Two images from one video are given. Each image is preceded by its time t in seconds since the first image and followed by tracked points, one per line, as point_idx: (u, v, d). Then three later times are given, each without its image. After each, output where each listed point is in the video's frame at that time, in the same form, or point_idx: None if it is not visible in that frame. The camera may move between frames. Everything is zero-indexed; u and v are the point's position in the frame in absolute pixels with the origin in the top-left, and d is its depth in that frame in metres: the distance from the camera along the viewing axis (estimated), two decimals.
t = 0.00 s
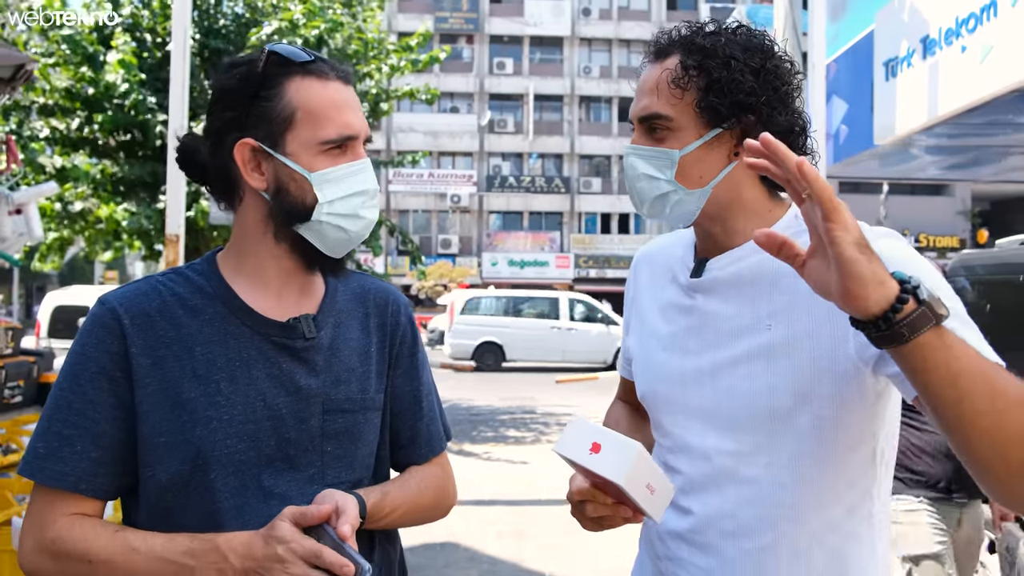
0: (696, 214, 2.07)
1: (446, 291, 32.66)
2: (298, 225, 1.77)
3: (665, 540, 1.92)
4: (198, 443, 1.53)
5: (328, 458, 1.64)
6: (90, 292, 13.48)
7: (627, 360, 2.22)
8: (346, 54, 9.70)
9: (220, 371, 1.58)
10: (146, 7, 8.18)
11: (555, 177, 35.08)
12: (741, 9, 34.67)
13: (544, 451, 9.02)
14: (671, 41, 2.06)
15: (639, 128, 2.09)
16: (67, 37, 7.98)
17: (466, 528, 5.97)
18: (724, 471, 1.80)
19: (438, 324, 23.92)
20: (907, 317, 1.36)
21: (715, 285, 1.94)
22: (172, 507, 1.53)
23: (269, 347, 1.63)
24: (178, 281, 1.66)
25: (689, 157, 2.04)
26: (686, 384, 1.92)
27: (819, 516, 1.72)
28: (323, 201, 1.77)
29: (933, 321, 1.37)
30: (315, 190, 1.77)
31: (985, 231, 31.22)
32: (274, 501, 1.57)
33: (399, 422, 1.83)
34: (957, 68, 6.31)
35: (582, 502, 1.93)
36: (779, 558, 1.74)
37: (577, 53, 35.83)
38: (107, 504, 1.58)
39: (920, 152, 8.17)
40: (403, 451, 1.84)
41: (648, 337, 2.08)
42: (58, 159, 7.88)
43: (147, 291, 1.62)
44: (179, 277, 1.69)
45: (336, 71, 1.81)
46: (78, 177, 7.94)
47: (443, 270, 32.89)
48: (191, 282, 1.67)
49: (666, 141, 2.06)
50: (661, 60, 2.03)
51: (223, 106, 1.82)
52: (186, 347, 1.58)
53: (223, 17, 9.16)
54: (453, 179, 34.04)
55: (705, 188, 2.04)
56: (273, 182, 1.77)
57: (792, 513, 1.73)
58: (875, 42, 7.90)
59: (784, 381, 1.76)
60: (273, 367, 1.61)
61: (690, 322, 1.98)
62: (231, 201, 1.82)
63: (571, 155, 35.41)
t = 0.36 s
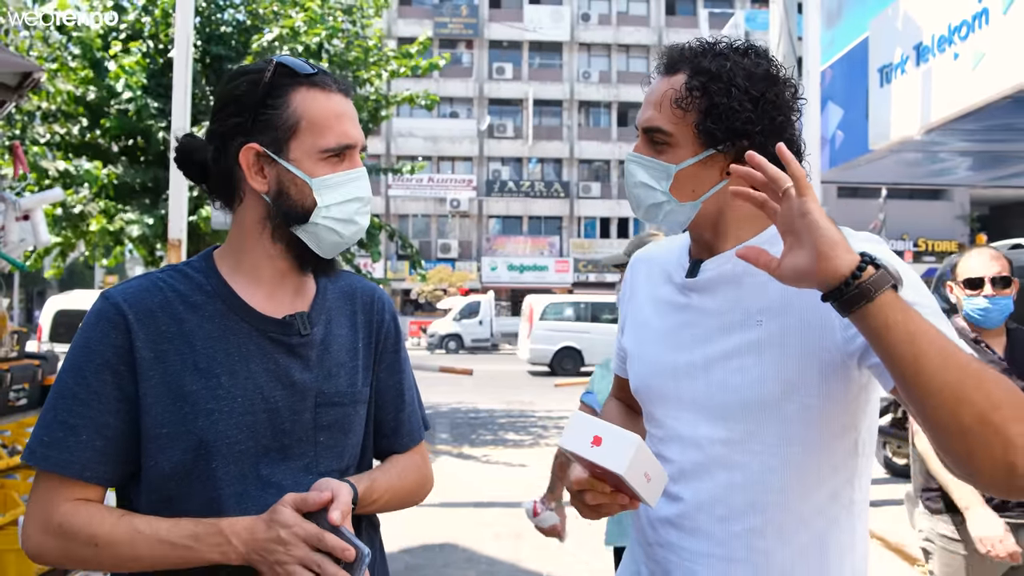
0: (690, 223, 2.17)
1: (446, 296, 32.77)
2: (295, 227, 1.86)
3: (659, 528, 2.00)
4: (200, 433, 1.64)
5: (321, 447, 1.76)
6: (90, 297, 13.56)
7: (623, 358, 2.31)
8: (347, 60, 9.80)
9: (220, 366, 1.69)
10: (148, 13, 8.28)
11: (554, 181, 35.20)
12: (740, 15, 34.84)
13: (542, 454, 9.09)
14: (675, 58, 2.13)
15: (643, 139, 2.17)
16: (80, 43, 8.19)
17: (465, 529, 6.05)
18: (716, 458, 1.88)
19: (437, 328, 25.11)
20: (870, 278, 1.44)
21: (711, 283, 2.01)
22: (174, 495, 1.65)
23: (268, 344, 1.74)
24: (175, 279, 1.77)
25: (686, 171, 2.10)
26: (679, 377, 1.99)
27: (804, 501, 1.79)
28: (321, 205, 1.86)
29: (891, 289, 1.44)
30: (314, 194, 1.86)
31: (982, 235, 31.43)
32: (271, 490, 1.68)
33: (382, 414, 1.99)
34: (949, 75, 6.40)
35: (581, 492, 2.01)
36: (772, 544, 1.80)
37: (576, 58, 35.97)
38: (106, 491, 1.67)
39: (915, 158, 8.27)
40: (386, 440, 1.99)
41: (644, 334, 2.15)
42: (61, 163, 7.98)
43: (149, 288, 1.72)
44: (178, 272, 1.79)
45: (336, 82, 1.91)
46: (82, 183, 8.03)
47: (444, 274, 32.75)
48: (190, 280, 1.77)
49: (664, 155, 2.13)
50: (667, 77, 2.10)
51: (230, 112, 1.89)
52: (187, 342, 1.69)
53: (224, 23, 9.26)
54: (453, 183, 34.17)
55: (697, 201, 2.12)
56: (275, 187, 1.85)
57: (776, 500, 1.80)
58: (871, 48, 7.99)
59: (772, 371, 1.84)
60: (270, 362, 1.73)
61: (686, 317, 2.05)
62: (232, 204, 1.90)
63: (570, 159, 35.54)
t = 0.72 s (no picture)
0: (701, 222, 2.18)
1: (445, 298, 32.85)
2: (311, 234, 1.92)
3: (660, 522, 2.05)
4: (213, 433, 1.70)
5: (326, 447, 1.84)
6: (90, 299, 13.58)
7: (625, 357, 2.36)
8: (347, 64, 9.86)
9: (233, 369, 1.75)
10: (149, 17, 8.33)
11: (553, 184, 35.27)
12: (737, 18, 34.95)
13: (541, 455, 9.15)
14: (688, 63, 2.14)
15: (654, 140, 2.18)
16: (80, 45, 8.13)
17: (465, 530, 6.09)
18: (715, 457, 1.93)
19: (436, 330, 25.17)
20: (822, 414, 1.50)
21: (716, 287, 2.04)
22: (185, 494, 1.70)
23: (279, 348, 1.80)
24: (190, 281, 1.81)
25: (699, 170, 2.12)
26: (681, 377, 2.05)
27: (801, 500, 1.84)
28: (338, 214, 1.92)
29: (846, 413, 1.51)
30: (332, 202, 1.91)
31: (979, 237, 31.60)
32: (279, 490, 1.75)
33: (382, 409, 2.10)
34: (946, 79, 6.47)
35: (589, 492, 2.08)
36: (768, 537, 1.86)
37: (575, 60, 36.06)
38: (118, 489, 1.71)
39: (911, 161, 8.34)
40: (386, 435, 2.10)
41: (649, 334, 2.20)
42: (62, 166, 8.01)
43: (164, 289, 1.76)
44: (191, 272, 1.84)
45: (353, 91, 1.96)
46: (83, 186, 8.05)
47: (442, 276, 32.83)
48: (205, 282, 1.82)
49: (676, 156, 2.15)
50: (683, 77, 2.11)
51: (248, 117, 1.92)
52: (202, 344, 1.74)
53: (225, 26, 9.32)
54: (452, 186, 34.24)
55: (711, 200, 2.14)
56: (292, 195, 1.90)
57: (773, 496, 1.85)
58: (867, 52, 8.06)
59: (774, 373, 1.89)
60: (281, 366, 1.79)
61: (688, 318, 2.10)
62: (246, 209, 1.94)
63: (569, 161, 35.64)
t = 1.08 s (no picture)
0: (710, 214, 2.22)
1: (446, 300, 32.92)
2: (319, 236, 1.96)
3: (662, 512, 2.09)
4: (223, 428, 1.75)
5: (333, 441, 1.89)
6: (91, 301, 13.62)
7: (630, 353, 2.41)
8: (350, 66, 9.91)
9: (241, 364, 1.79)
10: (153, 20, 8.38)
11: (553, 185, 35.34)
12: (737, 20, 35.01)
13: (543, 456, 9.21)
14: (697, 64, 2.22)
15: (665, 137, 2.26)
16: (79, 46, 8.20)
17: (469, 530, 6.14)
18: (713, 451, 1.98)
19: (437, 332, 25.27)
20: (870, 372, 1.69)
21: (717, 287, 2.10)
22: (197, 486, 1.75)
23: (286, 344, 1.85)
24: (197, 281, 1.85)
25: (706, 159, 2.18)
26: (681, 372, 2.10)
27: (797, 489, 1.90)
28: (346, 216, 1.96)
29: (889, 380, 1.69)
30: (339, 205, 1.95)
31: (978, 239, 31.74)
32: (288, 483, 1.80)
33: (385, 404, 2.21)
34: (946, 82, 6.51)
35: (587, 482, 2.17)
36: (765, 523, 1.91)
37: (575, 62, 36.13)
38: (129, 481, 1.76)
39: (911, 163, 8.40)
40: (387, 427, 2.22)
41: (650, 331, 2.26)
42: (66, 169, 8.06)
43: (171, 289, 1.81)
44: (198, 273, 1.89)
45: (357, 99, 2.01)
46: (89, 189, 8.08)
47: (442, 280, 33.32)
48: (211, 282, 1.87)
49: (687, 147, 2.22)
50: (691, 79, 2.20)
51: (256, 125, 1.96)
52: (210, 342, 1.78)
53: (228, 28, 9.37)
54: (452, 188, 34.30)
55: (719, 188, 2.18)
56: (301, 200, 1.93)
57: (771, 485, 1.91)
58: (867, 55, 8.11)
59: (772, 367, 1.93)
60: (288, 362, 1.84)
61: (689, 316, 2.16)
62: (252, 214, 1.97)
63: (569, 163, 35.70)
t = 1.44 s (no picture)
0: (699, 225, 2.31)
1: (446, 301, 32.99)
2: (319, 239, 2.02)
3: (660, 505, 2.16)
4: (221, 422, 1.78)
5: (325, 438, 1.95)
6: (93, 302, 13.64)
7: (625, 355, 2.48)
8: (353, 69, 9.98)
9: (239, 360, 1.83)
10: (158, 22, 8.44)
11: (554, 187, 35.40)
12: (738, 23, 35.09)
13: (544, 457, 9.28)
14: (683, 84, 2.33)
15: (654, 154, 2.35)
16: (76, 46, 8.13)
17: (471, 530, 6.19)
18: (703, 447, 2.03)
19: (437, 333, 25.35)
20: (829, 371, 1.75)
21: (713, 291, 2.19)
22: (195, 480, 1.78)
23: (283, 342, 1.90)
24: (200, 281, 1.89)
25: (693, 174, 2.27)
26: (675, 372, 2.17)
27: (783, 482, 1.98)
28: (345, 220, 2.01)
29: (848, 379, 1.76)
30: (339, 211, 2.01)
31: (977, 241, 31.89)
32: (282, 477, 1.85)
33: (376, 406, 2.28)
34: (946, 86, 6.56)
35: (582, 480, 2.27)
36: (756, 516, 1.99)
37: (575, 64, 36.19)
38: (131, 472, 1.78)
39: (910, 166, 8.45)
40: (379, 427, 2.29)
41: (645, 333, 2.33)
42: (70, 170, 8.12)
43: (173, 286, 1.84)
44: (199, 273, 1.92)
45: (357, 109, 2.09)
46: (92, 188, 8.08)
47: (443, 279, 32.92)
48: (210, 280, 1.90)
49: (673, 163, 2.31)
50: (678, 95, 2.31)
51: (260, 136, 2.02)
52: (211, 339, 1.82)
53: (230, 29, 9.42)
54: (453, 189, 34.34)
55: (707, 203, 2.27)
56: (303, 205, 1.99)
57: (763, 479, 1.98)
58: (868, 59, 8.16)
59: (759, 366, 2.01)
60: (283, 359, 1.89)
61: (682, 318, 2.23)
62: (255, 220, 2.02)
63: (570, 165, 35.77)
